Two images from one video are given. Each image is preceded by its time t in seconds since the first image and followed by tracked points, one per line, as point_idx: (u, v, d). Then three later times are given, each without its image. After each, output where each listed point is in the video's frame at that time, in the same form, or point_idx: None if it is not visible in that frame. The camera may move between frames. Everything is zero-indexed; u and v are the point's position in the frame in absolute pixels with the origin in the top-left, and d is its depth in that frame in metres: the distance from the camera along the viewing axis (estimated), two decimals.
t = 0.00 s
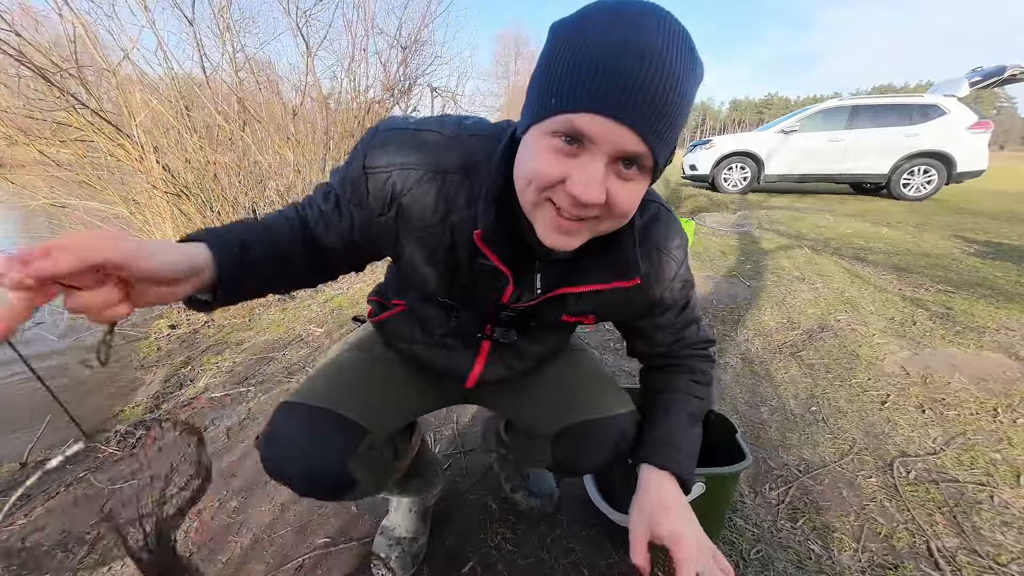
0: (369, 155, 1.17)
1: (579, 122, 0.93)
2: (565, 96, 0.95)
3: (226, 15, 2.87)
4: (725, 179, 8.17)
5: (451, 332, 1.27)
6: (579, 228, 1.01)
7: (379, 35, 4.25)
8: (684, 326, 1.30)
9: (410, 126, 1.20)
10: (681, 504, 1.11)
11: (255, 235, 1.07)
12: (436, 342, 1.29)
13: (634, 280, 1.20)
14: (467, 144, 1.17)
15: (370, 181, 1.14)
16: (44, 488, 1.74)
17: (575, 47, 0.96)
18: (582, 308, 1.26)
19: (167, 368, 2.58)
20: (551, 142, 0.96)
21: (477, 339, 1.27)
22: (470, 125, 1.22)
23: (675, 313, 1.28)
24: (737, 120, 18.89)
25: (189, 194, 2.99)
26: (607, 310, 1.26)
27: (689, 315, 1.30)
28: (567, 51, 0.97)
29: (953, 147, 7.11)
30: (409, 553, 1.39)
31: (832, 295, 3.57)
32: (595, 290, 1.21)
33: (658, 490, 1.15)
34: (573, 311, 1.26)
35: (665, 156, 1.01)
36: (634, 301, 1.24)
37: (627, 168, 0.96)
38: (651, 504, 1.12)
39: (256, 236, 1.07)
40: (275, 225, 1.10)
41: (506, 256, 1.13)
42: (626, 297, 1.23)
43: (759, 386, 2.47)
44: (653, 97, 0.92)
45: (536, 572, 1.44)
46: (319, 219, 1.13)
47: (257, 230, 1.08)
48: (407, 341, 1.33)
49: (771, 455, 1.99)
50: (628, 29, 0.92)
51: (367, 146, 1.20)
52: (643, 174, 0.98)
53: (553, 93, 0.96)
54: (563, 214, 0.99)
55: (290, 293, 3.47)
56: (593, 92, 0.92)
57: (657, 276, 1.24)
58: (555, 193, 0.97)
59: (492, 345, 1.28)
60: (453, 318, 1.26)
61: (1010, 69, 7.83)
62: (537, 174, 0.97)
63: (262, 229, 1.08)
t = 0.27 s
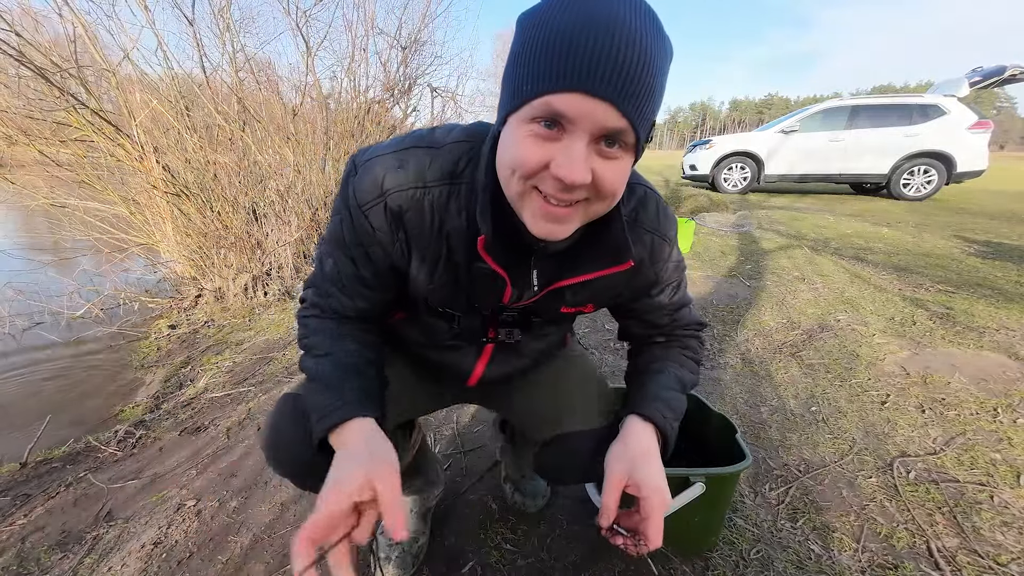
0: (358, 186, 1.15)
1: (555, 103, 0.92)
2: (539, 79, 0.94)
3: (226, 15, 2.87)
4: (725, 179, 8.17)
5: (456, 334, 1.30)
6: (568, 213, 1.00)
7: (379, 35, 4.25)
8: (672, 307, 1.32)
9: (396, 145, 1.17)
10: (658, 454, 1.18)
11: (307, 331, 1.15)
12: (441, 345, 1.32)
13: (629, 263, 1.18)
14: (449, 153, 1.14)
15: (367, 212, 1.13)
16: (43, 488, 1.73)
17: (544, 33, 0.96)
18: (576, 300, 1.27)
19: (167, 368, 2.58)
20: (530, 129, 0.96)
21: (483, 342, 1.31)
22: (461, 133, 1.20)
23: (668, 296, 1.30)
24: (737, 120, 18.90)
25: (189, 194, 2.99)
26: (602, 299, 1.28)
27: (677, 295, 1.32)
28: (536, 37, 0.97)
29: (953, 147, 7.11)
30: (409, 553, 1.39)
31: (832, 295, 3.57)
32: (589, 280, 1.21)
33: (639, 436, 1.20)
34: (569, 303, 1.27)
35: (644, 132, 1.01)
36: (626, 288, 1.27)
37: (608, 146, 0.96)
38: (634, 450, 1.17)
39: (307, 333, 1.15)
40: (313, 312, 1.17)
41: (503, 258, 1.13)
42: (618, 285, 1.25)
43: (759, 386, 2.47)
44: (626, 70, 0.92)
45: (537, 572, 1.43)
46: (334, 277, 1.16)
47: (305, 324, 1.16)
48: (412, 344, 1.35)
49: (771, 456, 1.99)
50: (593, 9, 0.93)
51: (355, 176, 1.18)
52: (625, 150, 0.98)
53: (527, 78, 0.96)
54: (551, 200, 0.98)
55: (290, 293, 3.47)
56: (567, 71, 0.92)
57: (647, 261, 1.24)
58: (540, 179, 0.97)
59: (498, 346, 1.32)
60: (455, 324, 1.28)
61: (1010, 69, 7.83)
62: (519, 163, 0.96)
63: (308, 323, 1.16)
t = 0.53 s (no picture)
0: (355, 186, 1.13)
1: (541, 102, 0.92)
2: (524, 80, 0.94)
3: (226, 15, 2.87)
4: (725, 179, 8.17)
5: (457, 339, 1.30)
6: (557, 212, 0.99)
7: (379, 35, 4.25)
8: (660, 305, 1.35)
9: (385, 144, 1.16)
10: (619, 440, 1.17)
11: (338, 358, 1.13)
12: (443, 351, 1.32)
13: (620, 259, 1.18)
14: (440, 152, 1.14)
15: (367, 215, 1.12)
16: (43, 488, 1.73)
17: (529, 34, 0.96)
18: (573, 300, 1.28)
19: (167, 368, 2.58)
20: (516, 128, 0.95)
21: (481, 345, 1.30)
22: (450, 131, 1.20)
23: (655, 298, 1.32)
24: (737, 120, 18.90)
25: (189, 194, 2.99)
26: (597, 296, 1.29)
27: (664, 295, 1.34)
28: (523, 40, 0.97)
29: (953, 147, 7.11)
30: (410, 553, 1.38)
31: (832, 295, 3.57)
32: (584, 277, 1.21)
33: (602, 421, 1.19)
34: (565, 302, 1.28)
35: (630, 131, 1.01)
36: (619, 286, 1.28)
37: (595, 144, 0.96)
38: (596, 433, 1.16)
39: (340, 360, 1.13)
40: (337, 336, 1.14)
41: (497, 259, 1.13)
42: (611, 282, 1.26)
43: (759, 386, 2.47)
44: (612, 67, 0.92)
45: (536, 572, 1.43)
46: (343, 289, 1.13)
47: (333, 350, 1.13)
48: (414, 351, 1.35)
49: (771, 456, 1.99)
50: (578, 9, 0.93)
51: (348, 178, 1.17)
52: (612, 149, 0.98)
53: (515, 79, 0.96)
54: (539, 199, 0.98)
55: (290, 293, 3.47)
56: (553, 70, 0.92)
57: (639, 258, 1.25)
58: (528, 178, 0.96)
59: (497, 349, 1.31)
60: (454, 325, 1.28)
61: (1010, 69, 7.83)
62: (506, 161, 0.96)
63: (336, 350, 1.13)
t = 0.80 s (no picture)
0: (362, 188, 1.14)
1: (553, 112, 0.91)
2: (535, 89, 0.93)
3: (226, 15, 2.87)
4: (725, 179, 8.18)
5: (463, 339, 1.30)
6: (568, 215, 1.00)
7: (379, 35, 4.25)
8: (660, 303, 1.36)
9: (393, 144, 1.16)
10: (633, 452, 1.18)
11: (339, 364, 1.12)
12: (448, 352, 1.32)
13: (628, 257, 1.18)
14: (446, 151, 1.14)
15: (374, 217, 1.12)
16: (43, 488, 1.73)
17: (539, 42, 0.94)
18: (579, 297, 1.28)
19: (167, 368, 2.58)
20: (527, 136, 0.95)
21: (488, 345, 1.31)
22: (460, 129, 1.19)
23: (651, 298, 1.33)
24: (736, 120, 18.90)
25: (189, 194, 2.99)
26: (601, 294, 1.30)
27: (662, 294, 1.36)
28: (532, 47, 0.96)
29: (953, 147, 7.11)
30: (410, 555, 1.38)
31: (832, 295, 3.57)
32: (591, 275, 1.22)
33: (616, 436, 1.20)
34: (571, 300, 1.28)
35: (640, 135, 1.01)
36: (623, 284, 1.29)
37: (606, 151, 0.96)
38: (612, 448, 1.16)
39: (341, 365, 1.12)
40: (341, 342, 1.13)
41: (505, 257, 1.12)
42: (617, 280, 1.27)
43: (759, 386, 2.47)
44: (624, 72, 0.91)
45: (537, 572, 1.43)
46: (353, 294, 1.13)
47: (337, 355, 1.13)
48: (419, 353, 1.35)
49: (771, 455, 1.99)
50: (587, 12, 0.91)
51: (356, 180, 1.17)
52: (621, 155, 0.98)
53: (525, 89, 0.94)
54: (549, 206, 0.99)
55: (290, 294, 3.46)
56: (564, 79, 0.90)
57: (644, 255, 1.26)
58: (538, 186, 0.97)
59: (503, 348, 1.32)
60: (459, 326, 1.28)
61: (1010, 69, 7.83)
62: (517, 169, 0.96)
63: (339, 355, 1.13)
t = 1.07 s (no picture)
0: (379, 186, 1.13)
1: (564, 207, 0.87)
2: (549, 176, 0.86)
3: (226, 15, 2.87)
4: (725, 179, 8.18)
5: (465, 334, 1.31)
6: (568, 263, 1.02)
7: (379, 35, 4.25)
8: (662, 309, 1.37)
9: (409, 143, 1.16)
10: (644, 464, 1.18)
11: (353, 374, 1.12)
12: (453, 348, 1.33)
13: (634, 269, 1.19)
14: (462, 150, 1.13)
15: (392, 214, 1.12)
16: (43, 488, 1.73)
17: (560, 110, 0.84)
18: (582, 301, 1.28)
19: (167, 367, 2.58)
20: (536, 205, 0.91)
21: (490, 343, 1.31)
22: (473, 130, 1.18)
23: (653, 305, 1.33)
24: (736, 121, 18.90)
25: (189, 194, 2.99)
26: (605, 299, 1.30)
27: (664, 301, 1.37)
28: (551, 101, 0.85)
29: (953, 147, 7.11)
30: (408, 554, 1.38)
31: (832, 295, 3.57)
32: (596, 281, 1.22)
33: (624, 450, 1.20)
34: (574, 304, 1.28)
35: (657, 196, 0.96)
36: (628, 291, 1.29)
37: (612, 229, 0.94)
38: (626, 462, 1.17)
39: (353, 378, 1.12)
40: (358, 350, 1.13)
41: (512, 262, 1.11)
42: (622, 288, 1.27)
43: (759, 386, 2.47)
44: (645, 177, 0.85)
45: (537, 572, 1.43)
46: (374, 291, 1.13)
47: (353, 363, 1.13)
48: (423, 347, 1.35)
49: (771, 456, 1.99)
50: (619, 101, 0.80)
51: (371, 178, 1.16)
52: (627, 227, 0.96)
53: (538, 165, 0.87)
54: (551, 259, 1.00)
55: (290, 294, 3.46)
56: (580, 182, 0.84)
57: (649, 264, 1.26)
58: (543, 245, 0.97)
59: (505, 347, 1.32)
60: (463, 325, 1.29)
61: (1010, 69, 7.83)
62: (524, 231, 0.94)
63: (353, 367, 1.12)
